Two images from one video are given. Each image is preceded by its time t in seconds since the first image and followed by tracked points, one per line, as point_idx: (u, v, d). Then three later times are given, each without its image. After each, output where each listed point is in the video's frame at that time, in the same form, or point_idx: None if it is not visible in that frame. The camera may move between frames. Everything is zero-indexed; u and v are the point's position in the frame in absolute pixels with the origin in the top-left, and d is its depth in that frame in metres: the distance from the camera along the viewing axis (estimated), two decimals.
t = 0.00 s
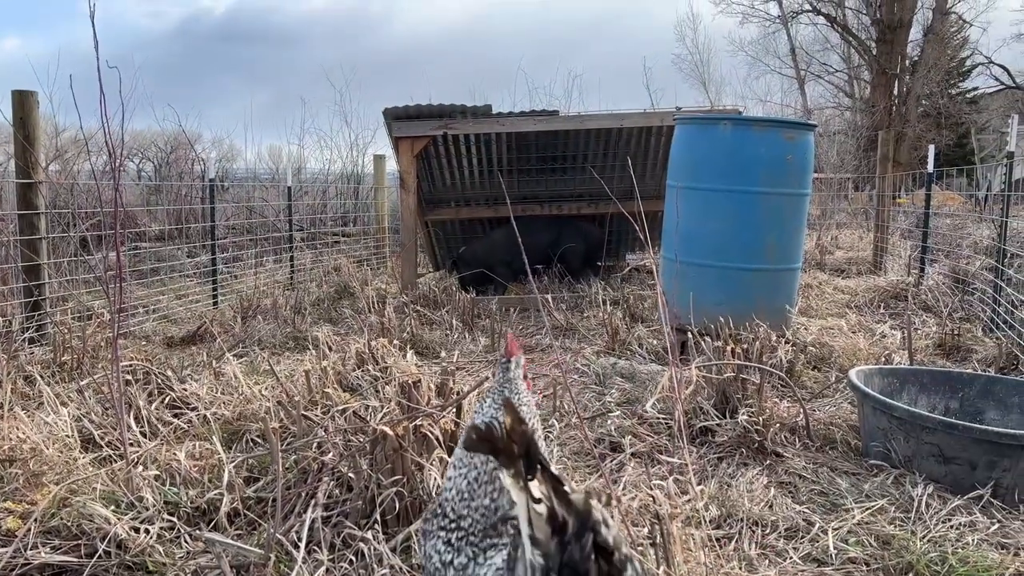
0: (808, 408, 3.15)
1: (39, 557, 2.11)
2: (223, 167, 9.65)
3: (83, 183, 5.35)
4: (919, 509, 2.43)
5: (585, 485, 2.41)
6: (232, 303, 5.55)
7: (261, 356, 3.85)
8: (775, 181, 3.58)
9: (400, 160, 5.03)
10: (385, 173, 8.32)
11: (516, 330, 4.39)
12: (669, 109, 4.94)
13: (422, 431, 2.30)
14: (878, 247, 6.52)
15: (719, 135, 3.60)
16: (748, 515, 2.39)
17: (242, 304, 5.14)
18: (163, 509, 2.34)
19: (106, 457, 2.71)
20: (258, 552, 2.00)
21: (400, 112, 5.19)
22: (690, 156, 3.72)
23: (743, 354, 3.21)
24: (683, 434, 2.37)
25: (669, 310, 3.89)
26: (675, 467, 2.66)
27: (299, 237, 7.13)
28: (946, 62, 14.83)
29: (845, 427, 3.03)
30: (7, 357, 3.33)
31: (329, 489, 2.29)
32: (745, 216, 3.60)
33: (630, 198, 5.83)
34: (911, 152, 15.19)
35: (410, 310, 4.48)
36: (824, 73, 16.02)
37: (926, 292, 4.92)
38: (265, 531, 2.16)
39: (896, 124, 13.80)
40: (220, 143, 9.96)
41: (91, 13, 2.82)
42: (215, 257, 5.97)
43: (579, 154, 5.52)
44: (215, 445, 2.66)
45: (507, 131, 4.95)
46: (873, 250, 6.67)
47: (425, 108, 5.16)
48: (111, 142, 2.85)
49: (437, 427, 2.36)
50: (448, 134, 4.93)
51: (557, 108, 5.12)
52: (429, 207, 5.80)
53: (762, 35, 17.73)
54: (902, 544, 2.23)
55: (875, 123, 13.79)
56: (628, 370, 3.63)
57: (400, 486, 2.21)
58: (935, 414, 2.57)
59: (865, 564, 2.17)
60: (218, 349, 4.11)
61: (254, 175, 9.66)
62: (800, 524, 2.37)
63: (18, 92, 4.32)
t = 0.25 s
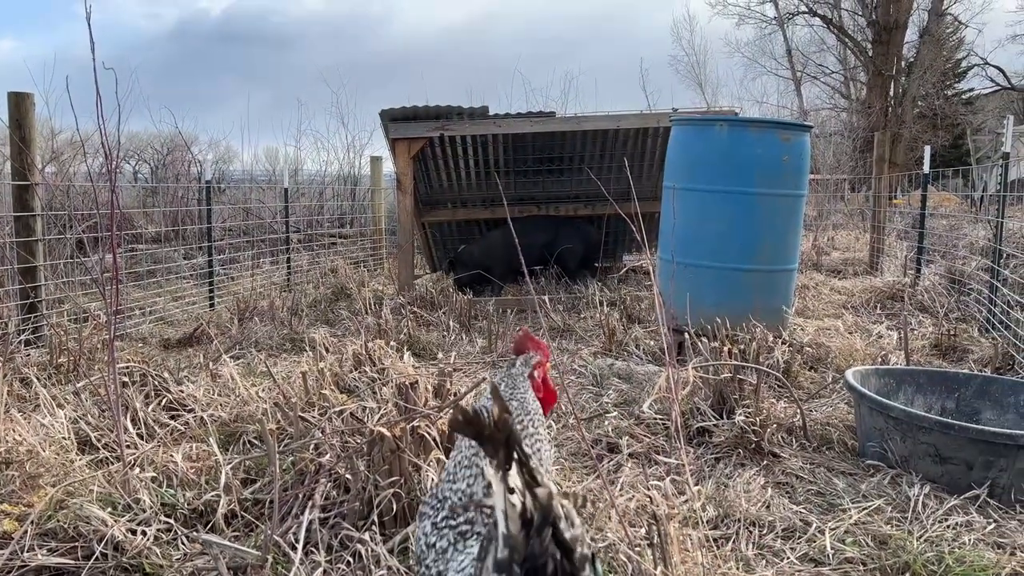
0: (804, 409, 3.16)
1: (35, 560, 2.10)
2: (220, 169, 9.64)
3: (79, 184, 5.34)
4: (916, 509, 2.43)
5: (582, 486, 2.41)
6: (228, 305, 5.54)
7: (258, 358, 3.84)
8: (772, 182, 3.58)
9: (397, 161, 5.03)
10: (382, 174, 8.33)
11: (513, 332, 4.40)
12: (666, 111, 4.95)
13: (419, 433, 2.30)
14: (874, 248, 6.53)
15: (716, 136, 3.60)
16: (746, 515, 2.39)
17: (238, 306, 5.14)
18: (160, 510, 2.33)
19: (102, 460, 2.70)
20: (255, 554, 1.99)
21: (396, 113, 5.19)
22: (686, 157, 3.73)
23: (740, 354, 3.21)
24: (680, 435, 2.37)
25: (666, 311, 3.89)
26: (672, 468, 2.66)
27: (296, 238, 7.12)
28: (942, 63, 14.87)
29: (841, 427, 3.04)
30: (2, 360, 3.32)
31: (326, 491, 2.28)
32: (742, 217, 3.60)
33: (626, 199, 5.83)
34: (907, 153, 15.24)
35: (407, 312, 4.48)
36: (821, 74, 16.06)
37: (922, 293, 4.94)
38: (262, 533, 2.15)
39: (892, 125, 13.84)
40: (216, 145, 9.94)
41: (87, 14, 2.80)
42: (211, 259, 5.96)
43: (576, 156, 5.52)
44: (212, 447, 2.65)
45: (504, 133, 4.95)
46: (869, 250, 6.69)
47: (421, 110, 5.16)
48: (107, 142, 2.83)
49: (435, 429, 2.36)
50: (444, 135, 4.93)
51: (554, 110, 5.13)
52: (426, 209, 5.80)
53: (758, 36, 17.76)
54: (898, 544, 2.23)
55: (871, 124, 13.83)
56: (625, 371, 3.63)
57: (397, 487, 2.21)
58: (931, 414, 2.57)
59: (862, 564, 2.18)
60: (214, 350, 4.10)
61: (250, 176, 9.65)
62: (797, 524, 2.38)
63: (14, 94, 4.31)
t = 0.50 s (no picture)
0: (801, 408, 3.16)
1: (31, 561, 2.08)
2: (216, 170, 9.63)
3: (74, 185, 5.33)
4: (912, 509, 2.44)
5: (579, 486, 2.41)
6: (224, 306, 5.54)
7: (255, 359, 3.83)
8: (768, 183, 3.59)
9: (394, 162, 5.03)
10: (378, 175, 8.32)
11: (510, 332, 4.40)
12: (662, 112, 4.95)
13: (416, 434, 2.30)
14: (870, 248, 6.55)
15: (712, 136, 3.60)
16: (743, 515, 2.40)
17: (235, 307, 5.13)
18: (156, 512, 2.32)
19: (98, 461, 2.69)
20: (252, 555, 1.99)
21: (393, 114, 5.19)
22: (683, 157, 3.73)
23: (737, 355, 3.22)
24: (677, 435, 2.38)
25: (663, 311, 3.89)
26: (669, 468, 2.66)
27: (293, 239, 7.11)
28: (938, 63, 14.91)
29: (838, 427, 3.04)
30: None
31: (323, 492, 2.28)
32: (738, 217, 3.61)
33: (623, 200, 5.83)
34: (903, 153, 15.28)
35: (404, 312, 4.47)
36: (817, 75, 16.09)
37: (918, 293, 4.95)
38: (259, 534, 2.15)
39: (888, 125, 13.87)
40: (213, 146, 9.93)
41: (82, 14, 2.79)
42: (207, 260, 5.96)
43: (572, 156, 5.53)
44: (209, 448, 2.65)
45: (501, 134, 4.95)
46: (865, 251, 6.70)
47: (418, 111, 5.16)
48: (103, 143, 2.82)
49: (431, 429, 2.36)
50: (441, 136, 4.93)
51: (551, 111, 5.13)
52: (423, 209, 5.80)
53: (754, 37, 17.79)
54: (894, 543, 2.24)
55: (867, 125, 13.86)
56: (622, 371, 3.63)
57: (394, 488, 2.21)
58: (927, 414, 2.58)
59: (859, 563, 2.18)
60: (210, 351, 4.09)
61: (247, 177, 9.64)
62: (793, 524, 2.38)
63: (9, 94, 4.30)
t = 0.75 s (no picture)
0: (797, 409, 3.16)
1: (26, 563, 2.08)
2: (213, 171, 9.63)
3: (71, 185, 5.33)
4: (908, 509, 2.44)
5: (575, 487, 2.41)
6: (221, 306, 5.54)
7: (251, 360, 3.83)
8: (765, 183, 3.59)
9: (390, 163, 5.03)
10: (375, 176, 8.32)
11: (507, 333, 4.40)
12: (659, 112, 4.95)
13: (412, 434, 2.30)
14: (866, 248, 6.56)
15: (709, 137, 3.61)
16: (738, 515, 2.39)
17: (231, 307, 5.13)
18: (152, 513, 2.30)
19: (94, 462, 2.67)
20: (247, 556, 1.98)
21: (390, 114, 5.19)
22: (679, 157, 3.73)
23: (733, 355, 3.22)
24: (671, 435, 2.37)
25: (659, 311, 3.90)
26: (665, 468, 2.66)
27: (290, 239, 7.11)
28: (935, 64, 14.93)
29: (834, 427, 3.05)
30: None
31: (319, 492, 2.26)
32: (735, 217, 3.61)
33: (620, 200, 5.83)
34: (899, 154, 15.31)
35: (400, 313, 4.47)
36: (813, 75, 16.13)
37: (914, 293, 4.95)
38: (254, 535, 2.14)
39: (885, 126, 13.90)
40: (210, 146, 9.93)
41: (77, 14, 2.78)
42: (204, 261, 5.96)
43: (569, 157, 5.52)
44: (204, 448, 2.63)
45: (497, 134, 4.95)
46: (862, 251, 6.71)
47: (415, 111, 5.16)
48: (99, 144, 2.81)
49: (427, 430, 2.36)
50: (438, 136, 4.93)
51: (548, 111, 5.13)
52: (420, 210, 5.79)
53: (751, 37, 17.80)
54: (890, 543, 2.24)
55: (864, 125, 13.89)
56: (619, 371, 3.63)
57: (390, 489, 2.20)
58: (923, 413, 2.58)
59: (854, 563, 2.18)
60: (207, 352, 4.09)
61: (243, 178, 9.64)
62: (789, 524, 2.38)
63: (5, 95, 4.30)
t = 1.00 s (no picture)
0: (795, 407, 3.17)
1: (23, 561, 2.07)
2: (211, 170, 9.63)
3: (68, 185, 5.32)
4: (904, 507, 2.45)
5: (572, 485, 2.41)
6: (219, 306, 5.54)
7: (249, 359, 3.83)
8: (762, 182, 3.59)
9: (388, 162, 5.02)
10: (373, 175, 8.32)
11: (505, 332, 4.40)
12: (657, 111, 4.95)
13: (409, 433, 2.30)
14: (864, 248, 6.57)
15: (706, 136, 3.61)
16: (736, 513, 2.40)
17: (229, 307, 5.13)
18: (149, 511, 2.30)
19: (91, 461, 2.67)
20: (244, 554, 1.98)
21: (387, 114, 5.19)
22: (677, 156, 3.73)
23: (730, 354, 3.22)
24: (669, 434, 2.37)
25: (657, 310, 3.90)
26: (662, 467, 2.67)
27: (288, 239, 7.11)
28: (933, 63, 14.94)
29: (830, 426, 3.05)
30: None
31: (316, 491, 2.26)
32: (733, 216, 3.61)
33: (618, 199, 5.83)
34: (897, 153, 15.34)
35: (398, 312, 4.47)
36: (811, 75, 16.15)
37: (912, 292, 4.96)
38: (251, 533, 2.14)
39: (882, 126, 13.92)
40: (208, 146, 9.93)
41: (75, 13, 2.78)
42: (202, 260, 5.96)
43: (567, 156, 5.53)
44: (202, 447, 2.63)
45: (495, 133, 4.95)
46: (860, 250, 6.72)
47: (412, 110, 5.16)
48: (95, 143, 2.81)
49: (425, 428, 2.36)
50: (435, 135, 4.93)
51: (545, 111, 5.14)
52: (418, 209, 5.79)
53: (749, 37, 17.82)
54: (886, 541, 2.24)
55: (862, 125, 13.91)
56: (616, 370, 3.63)
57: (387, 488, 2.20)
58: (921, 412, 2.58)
59: (851, 561, 2.19)
60: (204, 352, 4.09)
61: (241, 178, 9.64)
62: (786, 522, 2.38)
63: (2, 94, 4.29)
